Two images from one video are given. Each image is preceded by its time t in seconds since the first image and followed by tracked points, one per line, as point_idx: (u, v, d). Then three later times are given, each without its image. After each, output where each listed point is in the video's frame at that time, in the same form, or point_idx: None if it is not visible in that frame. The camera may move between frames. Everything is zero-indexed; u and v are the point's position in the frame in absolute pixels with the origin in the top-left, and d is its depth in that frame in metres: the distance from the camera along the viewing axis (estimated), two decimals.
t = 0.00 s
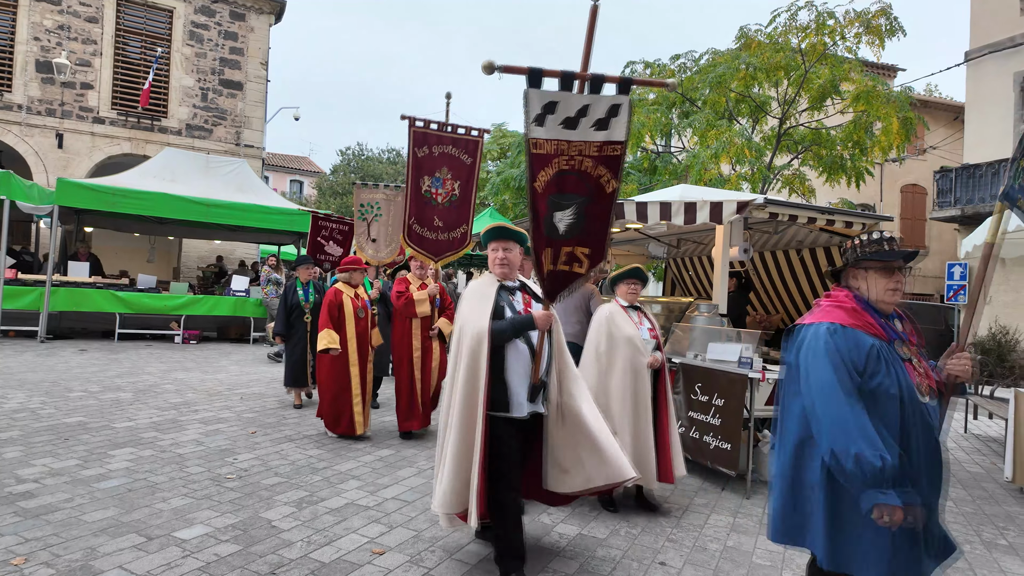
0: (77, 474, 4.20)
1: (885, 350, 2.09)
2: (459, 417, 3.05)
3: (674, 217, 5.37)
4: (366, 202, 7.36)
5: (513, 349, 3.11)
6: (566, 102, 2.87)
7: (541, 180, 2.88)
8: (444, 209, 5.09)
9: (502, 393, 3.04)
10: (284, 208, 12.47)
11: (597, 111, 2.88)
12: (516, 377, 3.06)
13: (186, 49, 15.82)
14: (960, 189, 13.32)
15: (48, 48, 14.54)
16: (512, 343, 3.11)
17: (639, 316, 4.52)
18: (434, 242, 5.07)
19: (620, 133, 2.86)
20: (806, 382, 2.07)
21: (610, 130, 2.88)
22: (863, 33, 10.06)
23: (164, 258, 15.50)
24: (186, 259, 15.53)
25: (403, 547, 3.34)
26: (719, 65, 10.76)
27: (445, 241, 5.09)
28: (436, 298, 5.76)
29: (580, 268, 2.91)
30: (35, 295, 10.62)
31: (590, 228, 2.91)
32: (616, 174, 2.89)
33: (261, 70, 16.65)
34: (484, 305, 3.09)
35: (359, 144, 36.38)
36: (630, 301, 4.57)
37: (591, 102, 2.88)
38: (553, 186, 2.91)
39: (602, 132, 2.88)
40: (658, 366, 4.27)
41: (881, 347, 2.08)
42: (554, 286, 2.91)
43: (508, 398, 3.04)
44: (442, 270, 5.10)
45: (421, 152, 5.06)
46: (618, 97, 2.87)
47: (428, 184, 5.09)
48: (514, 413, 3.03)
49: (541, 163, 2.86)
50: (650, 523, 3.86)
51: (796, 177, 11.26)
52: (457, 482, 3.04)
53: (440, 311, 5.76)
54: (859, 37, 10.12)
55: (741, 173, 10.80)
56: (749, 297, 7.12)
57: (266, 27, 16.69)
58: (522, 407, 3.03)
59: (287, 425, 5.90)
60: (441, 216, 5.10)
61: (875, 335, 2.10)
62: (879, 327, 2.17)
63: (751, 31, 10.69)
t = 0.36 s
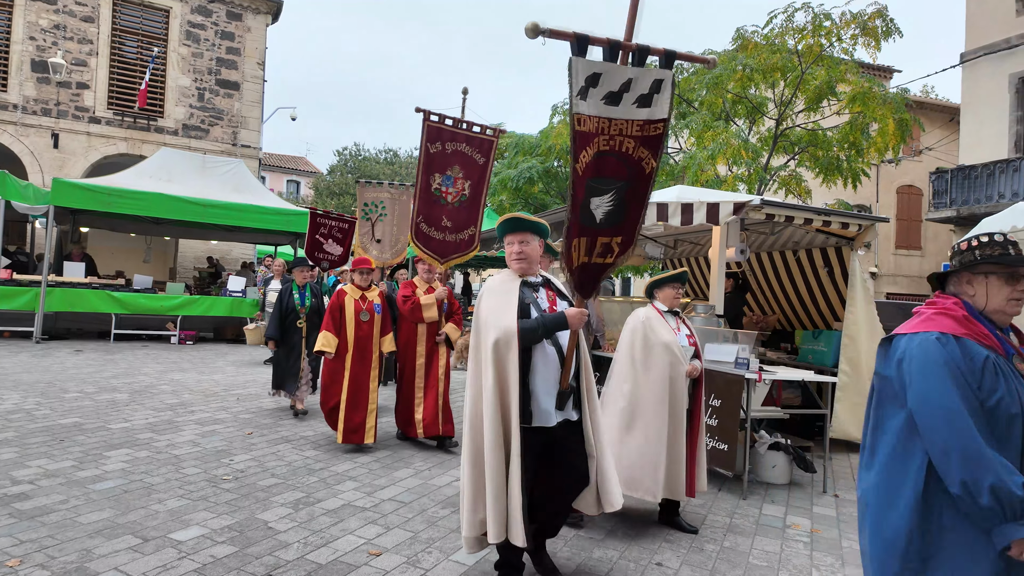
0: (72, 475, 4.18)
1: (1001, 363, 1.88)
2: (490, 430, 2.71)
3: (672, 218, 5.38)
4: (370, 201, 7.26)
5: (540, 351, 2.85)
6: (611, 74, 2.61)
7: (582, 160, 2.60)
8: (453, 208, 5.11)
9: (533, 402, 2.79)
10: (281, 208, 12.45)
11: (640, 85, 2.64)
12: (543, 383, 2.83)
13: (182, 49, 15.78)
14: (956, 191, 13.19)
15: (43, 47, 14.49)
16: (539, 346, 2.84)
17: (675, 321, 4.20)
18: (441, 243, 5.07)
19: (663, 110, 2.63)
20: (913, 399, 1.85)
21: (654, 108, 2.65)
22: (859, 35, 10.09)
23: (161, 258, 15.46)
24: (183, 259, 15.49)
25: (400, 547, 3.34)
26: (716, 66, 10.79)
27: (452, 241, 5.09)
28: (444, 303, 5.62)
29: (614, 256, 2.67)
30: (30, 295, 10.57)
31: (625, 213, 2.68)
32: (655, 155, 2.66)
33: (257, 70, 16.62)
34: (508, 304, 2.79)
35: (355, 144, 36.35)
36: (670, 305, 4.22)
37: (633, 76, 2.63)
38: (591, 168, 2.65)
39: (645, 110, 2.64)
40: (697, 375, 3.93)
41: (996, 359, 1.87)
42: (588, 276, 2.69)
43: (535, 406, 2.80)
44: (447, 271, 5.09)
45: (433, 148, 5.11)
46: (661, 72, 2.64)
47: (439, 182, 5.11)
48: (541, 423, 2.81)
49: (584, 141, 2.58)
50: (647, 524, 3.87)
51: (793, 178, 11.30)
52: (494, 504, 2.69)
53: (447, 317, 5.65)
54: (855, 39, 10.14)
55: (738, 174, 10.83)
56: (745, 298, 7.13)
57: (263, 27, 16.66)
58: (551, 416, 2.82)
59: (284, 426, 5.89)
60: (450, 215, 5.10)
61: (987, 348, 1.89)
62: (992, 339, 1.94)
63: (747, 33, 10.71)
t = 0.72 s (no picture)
0: (69, 476, 4.17)
1: None
2: (519, 446, 2.41)
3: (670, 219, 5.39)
4: (377, 197, 7.16)
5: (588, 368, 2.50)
6: (689, 69, 2.46)
7: (651, 161, 2.45)
8: (472, 203, 5.16)
9: (573, 421, 2.45)
10: (278, 208, 12.45)
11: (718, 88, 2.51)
12: (589, 403, 2.48)
13: (180, 49, 15.75)
14: (953, 192, 13.31)
15: (40, 47, 14.46)
16: (585, 362, 2.49)
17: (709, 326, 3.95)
18: (462, 240, 5.10)
19: (741, 114, 2.51)
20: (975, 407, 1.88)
21: (727, 110, 2.52)
22: (856, 36, 10.09)
23: (158, 258, 15.43)
24: (180, 259, 15.44)
25: (397, 549, 3.33)
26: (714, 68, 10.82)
27: (473, 238, 5.13)
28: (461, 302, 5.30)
29: (685, 272, 2.50)
30: (27, 296, 10.54)
31: (698, 226, 2.52)
32: (732, 164, 2.54)
33: (255, 71, 16.60)
34: (553, 312, 2.44)
35: (353, 144, 36.33)
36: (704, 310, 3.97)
37: (712, 73, 2.49)
38: (660, 173, 2.49)
39: (721, 112, 2.51)
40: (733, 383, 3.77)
41: None
42: (648, 291, 2.49)
43: (579, 426, 2.46)
44: (471, 269, 5.09)
45: (447, 142, 5.12)
46: (741, 72, 2.52)
47: (457, 177, 5.14)
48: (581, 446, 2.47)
49: (655, 140, 2.44)
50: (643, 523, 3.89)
51: (790, 179, 11.33)
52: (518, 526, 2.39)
53: (466, 317, 5.35)
54: (852, 40, 10.16)
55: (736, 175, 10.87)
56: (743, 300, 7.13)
57: (261, 27, 16.63)
58: (594, 439, 2.47)
59: (282, 427, 5.89)
60: (469, 209, 5.16)
61: None
62: None
63: (745, 34, 10.72)
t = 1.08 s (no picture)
0: (66, 477, 4.16)
1: None
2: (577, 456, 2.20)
3: (667, 220, 5.41)
4: (384, 197, 6.61)
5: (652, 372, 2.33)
6: (774, 39, 2.01)
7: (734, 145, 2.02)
8: (484, 203, 5.07)
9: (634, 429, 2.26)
10: (276, 209, 12.44)
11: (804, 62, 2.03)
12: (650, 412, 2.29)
13: (178, 50, 15.72)
14: (950, 193, 13.37)
15: (37, 47, 14.42)
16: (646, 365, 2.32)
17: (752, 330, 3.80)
18: (474, 242, 4.98)
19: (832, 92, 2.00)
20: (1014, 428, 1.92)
21: (820, 88, 2.02)
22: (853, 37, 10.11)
23: (155, 259, 15.41)
24: (177, 260, 15.39)
25: (395, 550, 3.33)
26: (712, 69, 10.86)
27: (485, 239, 5.01)
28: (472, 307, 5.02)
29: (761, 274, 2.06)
30: (25, 296, 10.56)
31: (780, 220, 2.06)
32: (825, 151, 2.04)
33: (253, 71, 16.58)
34: (612, 310, 2.25)
35: (351, 144, 36.32)
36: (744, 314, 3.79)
37: (800, 46, 2.03)
38: (742, 158, 2.03)
39: (808, 91, 2.02)
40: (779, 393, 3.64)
41: None
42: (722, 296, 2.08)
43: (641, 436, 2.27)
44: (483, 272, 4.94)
45: (457, 140, 5.04)
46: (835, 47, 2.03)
47: (468, 176, 5.06)
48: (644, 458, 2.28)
49: (739, 118, 2.00)
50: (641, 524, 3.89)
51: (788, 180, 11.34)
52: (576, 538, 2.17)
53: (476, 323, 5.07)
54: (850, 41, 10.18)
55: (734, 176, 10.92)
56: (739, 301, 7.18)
57: (259, 28, 16.62)
58: (656, 450, 2.28)
59: (279, 428, 5.89)
60: (481, 209, 5.07)
61: None
62: None
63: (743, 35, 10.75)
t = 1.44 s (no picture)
0: (64, 478, 4.16)
1: None
2: (660, 494, 2.17)
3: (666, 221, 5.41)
4: (397, 195, 6.30)
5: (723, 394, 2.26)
6: (862, 18, 2.03)
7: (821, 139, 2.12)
8: (497, 197, 5.04)
9: (715, 456, 2.21)
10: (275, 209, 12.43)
11: (884, 46, 2.08)
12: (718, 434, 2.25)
13: (176, 50, 15.70)
14: (947, 194, 13.30)
15: (35, 47, 14.40)
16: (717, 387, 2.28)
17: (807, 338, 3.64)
18: (486, 239, 4.95)
19: (913, 79, 2.10)
20: None
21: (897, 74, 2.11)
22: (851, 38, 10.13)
23: (154, 259, 15.40)
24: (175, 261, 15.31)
25: (394, 550, 3.33)
26: (710, 70, 10.88)
27: (497, 236, 4.98)
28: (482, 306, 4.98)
29: (844, 273, 2.24)
30: (22, 297, 10.54)
31: (860, 218, 2.22)
32: (901, 139, 2.17)
33: (252, 71, 16.56)
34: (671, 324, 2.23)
35: (350, 145, 36.34)
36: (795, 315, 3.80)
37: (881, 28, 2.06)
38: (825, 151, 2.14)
39: (884, 80, 2.10)
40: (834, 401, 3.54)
41: None
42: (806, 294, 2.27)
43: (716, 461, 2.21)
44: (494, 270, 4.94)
45: (472, 130, 4.99)
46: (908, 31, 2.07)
47: (481, 169, 5.02)
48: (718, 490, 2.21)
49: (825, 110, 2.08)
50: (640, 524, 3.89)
51: (786, 181, 11.35)
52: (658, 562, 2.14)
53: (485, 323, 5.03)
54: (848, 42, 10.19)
55: (732, 177, 10.95)
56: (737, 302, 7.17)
57: (258, 28, 16.61)
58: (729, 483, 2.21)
59: (279, 429, 5.88)
60: (494, 203, 5.05)
61: None
62: None
63: (741, 36, 10.76)
